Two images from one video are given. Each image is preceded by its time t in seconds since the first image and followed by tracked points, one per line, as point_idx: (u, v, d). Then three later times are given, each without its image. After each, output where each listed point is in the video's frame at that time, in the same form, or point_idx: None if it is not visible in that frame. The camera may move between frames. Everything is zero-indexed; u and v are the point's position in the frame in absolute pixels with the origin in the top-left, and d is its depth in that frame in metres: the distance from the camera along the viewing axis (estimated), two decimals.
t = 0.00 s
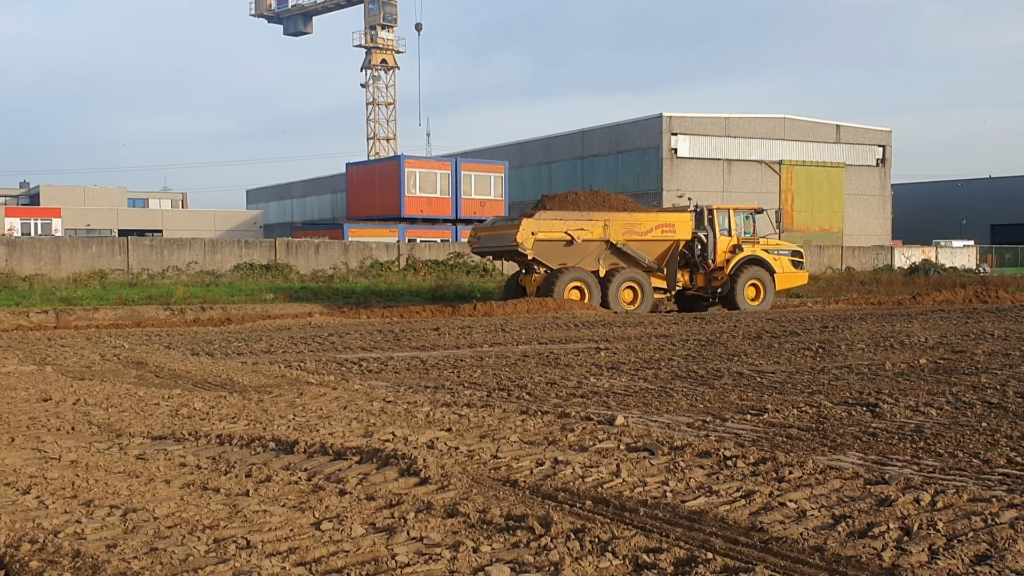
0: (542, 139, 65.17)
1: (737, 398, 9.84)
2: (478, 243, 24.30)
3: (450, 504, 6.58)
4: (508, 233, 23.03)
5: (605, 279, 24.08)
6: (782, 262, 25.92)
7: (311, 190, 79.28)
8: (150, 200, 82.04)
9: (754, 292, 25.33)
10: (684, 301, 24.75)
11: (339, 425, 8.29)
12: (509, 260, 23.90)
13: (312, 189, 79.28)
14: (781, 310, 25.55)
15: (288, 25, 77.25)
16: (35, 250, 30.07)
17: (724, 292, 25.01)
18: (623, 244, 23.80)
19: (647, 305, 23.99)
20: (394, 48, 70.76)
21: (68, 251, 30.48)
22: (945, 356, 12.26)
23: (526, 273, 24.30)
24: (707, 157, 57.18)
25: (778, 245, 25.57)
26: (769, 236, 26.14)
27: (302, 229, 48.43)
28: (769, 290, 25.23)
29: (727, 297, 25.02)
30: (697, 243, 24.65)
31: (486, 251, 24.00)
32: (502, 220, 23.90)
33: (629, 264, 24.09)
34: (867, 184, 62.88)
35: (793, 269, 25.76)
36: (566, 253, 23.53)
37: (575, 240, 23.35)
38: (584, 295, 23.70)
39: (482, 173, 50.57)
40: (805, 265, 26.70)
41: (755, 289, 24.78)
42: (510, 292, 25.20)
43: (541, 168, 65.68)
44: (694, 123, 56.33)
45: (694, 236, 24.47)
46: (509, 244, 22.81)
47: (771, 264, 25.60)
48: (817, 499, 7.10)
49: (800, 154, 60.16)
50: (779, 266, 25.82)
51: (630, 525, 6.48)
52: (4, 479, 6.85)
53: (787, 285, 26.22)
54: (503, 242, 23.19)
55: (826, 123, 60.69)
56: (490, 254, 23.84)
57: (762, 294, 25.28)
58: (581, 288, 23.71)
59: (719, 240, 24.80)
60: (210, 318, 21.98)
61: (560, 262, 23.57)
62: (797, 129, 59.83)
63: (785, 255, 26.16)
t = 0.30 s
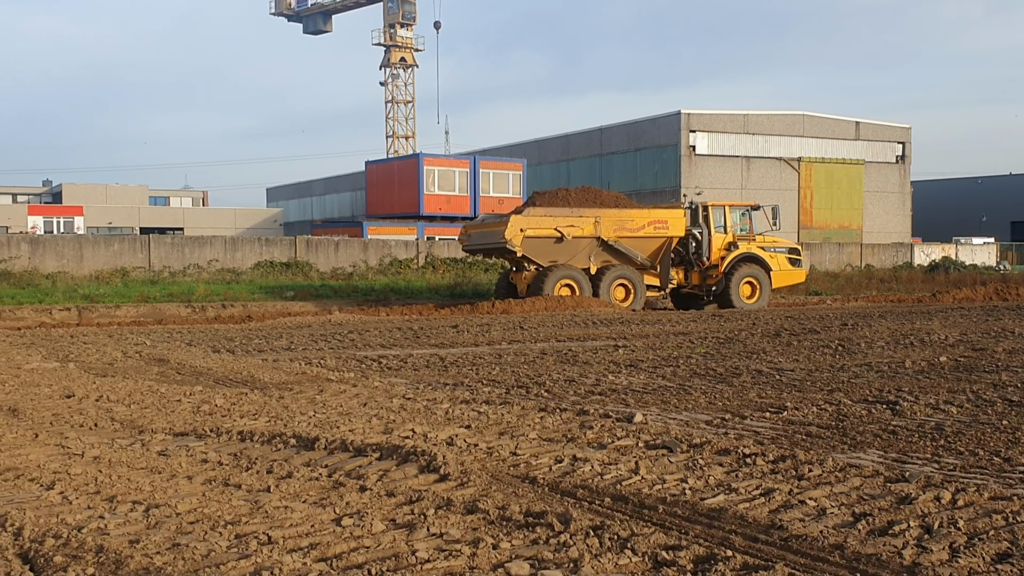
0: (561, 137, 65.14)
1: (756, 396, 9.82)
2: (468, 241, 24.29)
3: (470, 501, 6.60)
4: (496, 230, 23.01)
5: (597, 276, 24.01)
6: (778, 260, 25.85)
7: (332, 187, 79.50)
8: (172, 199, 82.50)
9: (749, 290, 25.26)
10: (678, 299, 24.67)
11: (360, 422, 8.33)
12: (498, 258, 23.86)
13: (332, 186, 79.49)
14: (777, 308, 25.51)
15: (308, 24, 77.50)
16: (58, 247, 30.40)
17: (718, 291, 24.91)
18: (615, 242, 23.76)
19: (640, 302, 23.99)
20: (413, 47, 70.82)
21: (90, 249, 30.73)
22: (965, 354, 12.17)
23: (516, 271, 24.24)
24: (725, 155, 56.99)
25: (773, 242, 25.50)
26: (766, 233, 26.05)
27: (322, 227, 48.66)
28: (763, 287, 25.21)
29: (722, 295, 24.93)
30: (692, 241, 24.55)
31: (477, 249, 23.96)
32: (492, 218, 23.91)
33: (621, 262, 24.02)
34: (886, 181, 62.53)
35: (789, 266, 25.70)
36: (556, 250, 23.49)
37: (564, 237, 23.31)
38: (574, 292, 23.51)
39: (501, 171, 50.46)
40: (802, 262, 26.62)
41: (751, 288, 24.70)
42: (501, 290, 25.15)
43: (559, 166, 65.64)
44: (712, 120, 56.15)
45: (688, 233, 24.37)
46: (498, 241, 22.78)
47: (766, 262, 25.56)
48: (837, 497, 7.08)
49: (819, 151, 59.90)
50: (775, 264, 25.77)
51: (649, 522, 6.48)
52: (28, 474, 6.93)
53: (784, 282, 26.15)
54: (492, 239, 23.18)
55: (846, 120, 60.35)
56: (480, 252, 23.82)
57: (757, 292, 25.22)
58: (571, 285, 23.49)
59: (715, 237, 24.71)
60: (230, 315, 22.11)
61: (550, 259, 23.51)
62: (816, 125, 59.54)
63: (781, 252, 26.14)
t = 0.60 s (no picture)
0: (588, 134, 65.05)
1: (784, 394, 9.79)
2: (469, 239, 24.28)
3: (498, 498, 6.65)
4: (495, 227, 22.94)
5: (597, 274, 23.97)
6: (784, 258, 25.57)
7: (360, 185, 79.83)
8: (203, 198, 83.16)
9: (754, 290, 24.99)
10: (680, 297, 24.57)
11: (389, 419, 8.41)
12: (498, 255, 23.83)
13: (362, 184, 79.80)
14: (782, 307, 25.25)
15: (338, 24, 77.88)
16: (92, 245, 30.79)
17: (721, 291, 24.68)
18: (616, 239, 23.64)
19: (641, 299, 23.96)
20: (442, 46, 70.93)
21: (124, 247, 31.08)
22: (997, 352, 12.06)
23: (516, 269, 24.23)
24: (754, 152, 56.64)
25: (777, 241, 25.28)
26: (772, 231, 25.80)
27: (353, 225, 48.99)
28: (769, 287, 24.90)
29: (726, 295, 24.68)
30: (696, 239, 24.44)
31: (477, 246, 23.98)
32: (492, 216, 23.92)
33: (622, 260, 23.95)
34: (916, 179, 61.95)
35: (796, 265, 25.41)
36: (556, 248, 23.40)
37: (564, 234, 23.18)
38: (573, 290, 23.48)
39: (528, 171, 50.05)
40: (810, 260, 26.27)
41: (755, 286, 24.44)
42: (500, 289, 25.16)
43: (586, 163, 65.57)
44: (740, 117, 55.83)
45: (692, 231, 24.26)
46: (496, 238, 22.74)
47: (772, 261, 25.29)
48: (866, 496, 7.05)
49: (849, 148, 59.36)
50: (781, 262, 25.51)
51: (677, 521, 6.50)
52: (63, 471, 7.06)
53: (791, 281, 25.82)
54: (491, 236, 23.14)
55: (875, 117, 59.80)
56: (480, 249, 23.83)
57: (763, 291, 24.93)
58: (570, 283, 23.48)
59: (719, 235, 24.53)
60: (261, 313, 22.31)
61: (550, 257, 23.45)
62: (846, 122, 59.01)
63: (787, 251, 25.80)
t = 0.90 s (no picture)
0: (618, 132, 64.86)
1: (816, 393, 9.74)
2: (472, 238, 24.20)
3: (529, 496, 6.70)
4: (497, 226, 22.87)
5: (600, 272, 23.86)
6: (793, 256, 25.40)
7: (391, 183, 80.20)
8: (238, 198, 83.87)
9: (762, 287, 24.90)
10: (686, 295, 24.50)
11: (421, 417, 8.49)
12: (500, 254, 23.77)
13: (393, 183, 80.13)
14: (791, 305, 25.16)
15: (370, 25, 78.16)
16: (128, 246, 31.20)
17: (729, 288, 24.58)
18: (620, 237, 23.53)
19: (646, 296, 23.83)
20: (473, 46, 71.00)
21: (160, 247, 31.45)
22: None
23: (519, 268, 24.17)
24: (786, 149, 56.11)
25: (787, 238, 25.09)
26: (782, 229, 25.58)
27: (385, 225, 49.26)
28: (777, 286, 24.84)
29: (733, 292, 24.58)
30: (704, 235, 24.24)
31: (480, 246, 23.93)
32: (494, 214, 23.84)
33: (625, 258, 23.86)
34: (950, 175, 61.18)
35: (805, 263, 25.22)
36: (558, 246, 23.31)
37: (566, 233, 23.08)
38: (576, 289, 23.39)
39: (561, 170, 49.89)
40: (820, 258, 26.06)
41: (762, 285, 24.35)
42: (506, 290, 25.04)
43: (616, 161, 65.45)
44: (772, 114, 55.38)
45: (699, 228, 24.12)
46: (497, 237, 22.66)
47: (781, 258, 25.11)
48: (899, 495, 7.01)
49: (882, 144, 58.65)
50: (790, 260, 25.32)
51: (709, 519, 6.50)
52: (101, 468, 7.20)
53: (801, 278, 25.68)
54: (492, 235, 23.06)
55: (908, 113, 59.06)
56: (482, 248, 23.77)
57: (771, 289, 24.85)
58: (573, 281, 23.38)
59: (727, 233, 24.31)
60: (294, 313, 22.47)
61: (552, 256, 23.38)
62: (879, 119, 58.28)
63: (797, 248, 25.60)
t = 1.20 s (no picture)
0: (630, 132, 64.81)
1: (831, 393, 9.72)
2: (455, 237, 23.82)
3: (544, 496, 6.70)
4: (481, 226, 22.55)
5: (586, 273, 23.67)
6: (784, 257, 25.43)
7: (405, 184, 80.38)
8: (252, 199, 84.13)
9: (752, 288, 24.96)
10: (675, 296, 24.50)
11: (436, 417, 8.50)
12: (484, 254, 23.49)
13: (407, 184, 80.26)
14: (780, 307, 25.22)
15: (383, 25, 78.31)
16: (144, 248, 31.39)
17: (718, 289, 24.64)
18: (606, 237, 23.36)
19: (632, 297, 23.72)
20: (486, 47, 71.04)
21: (175, 249, 31.62)
22: None
23: (504, 268, 23.90)
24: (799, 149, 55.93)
25: (778, 239, 25.12)
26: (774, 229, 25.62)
27: (399, 226, 49.40)
28: (767, 287, 24.90)
29: (722, 293, 24.62)
30: (694, 236, 24.30)
31: (465, 245, 23.47)
32: (478, 213, 23.47)
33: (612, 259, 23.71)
34: (964, 175, 60.96)
35: (796, 264, 25.24)
36: (543, 247, 23.08)
37: (552, 233, 22.85)
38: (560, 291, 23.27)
39: (574, 169, 49.81)
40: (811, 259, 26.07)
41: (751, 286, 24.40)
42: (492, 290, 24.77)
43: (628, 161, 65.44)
44: (785, 113, 55.24)
45: (688, 227, 24.15)
46: (482, 238, 22.36)
47: (771, 259, 25.15)
48: (914, 495, 6.99)
49: (895, 143, 58.43)
50: (781, 261, 25.32)
51: (724, 520, 6.50)
52: (118, 468, 7.24)
53: (791, 279, 25.73)
54: (476, 235, 22.76)
55: (922, 112, 58.84)
56: (467, 248, 23.41)
57: (761, 290, 24.92)
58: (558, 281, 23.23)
59: (717, 233, 24.40)
60: (308, 313, 22.48)
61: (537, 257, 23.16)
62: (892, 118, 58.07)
63: (788, 250, 25.61)
